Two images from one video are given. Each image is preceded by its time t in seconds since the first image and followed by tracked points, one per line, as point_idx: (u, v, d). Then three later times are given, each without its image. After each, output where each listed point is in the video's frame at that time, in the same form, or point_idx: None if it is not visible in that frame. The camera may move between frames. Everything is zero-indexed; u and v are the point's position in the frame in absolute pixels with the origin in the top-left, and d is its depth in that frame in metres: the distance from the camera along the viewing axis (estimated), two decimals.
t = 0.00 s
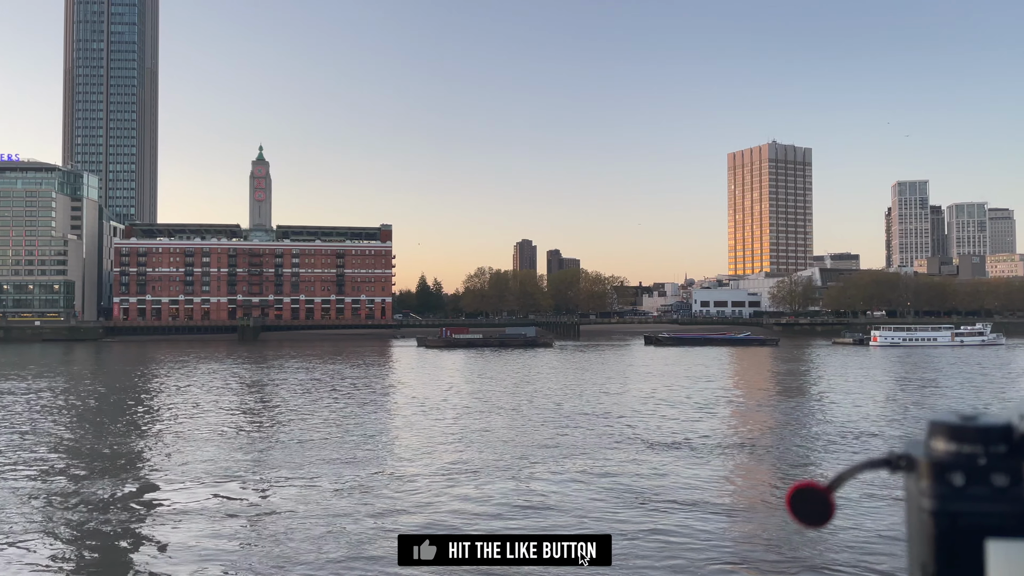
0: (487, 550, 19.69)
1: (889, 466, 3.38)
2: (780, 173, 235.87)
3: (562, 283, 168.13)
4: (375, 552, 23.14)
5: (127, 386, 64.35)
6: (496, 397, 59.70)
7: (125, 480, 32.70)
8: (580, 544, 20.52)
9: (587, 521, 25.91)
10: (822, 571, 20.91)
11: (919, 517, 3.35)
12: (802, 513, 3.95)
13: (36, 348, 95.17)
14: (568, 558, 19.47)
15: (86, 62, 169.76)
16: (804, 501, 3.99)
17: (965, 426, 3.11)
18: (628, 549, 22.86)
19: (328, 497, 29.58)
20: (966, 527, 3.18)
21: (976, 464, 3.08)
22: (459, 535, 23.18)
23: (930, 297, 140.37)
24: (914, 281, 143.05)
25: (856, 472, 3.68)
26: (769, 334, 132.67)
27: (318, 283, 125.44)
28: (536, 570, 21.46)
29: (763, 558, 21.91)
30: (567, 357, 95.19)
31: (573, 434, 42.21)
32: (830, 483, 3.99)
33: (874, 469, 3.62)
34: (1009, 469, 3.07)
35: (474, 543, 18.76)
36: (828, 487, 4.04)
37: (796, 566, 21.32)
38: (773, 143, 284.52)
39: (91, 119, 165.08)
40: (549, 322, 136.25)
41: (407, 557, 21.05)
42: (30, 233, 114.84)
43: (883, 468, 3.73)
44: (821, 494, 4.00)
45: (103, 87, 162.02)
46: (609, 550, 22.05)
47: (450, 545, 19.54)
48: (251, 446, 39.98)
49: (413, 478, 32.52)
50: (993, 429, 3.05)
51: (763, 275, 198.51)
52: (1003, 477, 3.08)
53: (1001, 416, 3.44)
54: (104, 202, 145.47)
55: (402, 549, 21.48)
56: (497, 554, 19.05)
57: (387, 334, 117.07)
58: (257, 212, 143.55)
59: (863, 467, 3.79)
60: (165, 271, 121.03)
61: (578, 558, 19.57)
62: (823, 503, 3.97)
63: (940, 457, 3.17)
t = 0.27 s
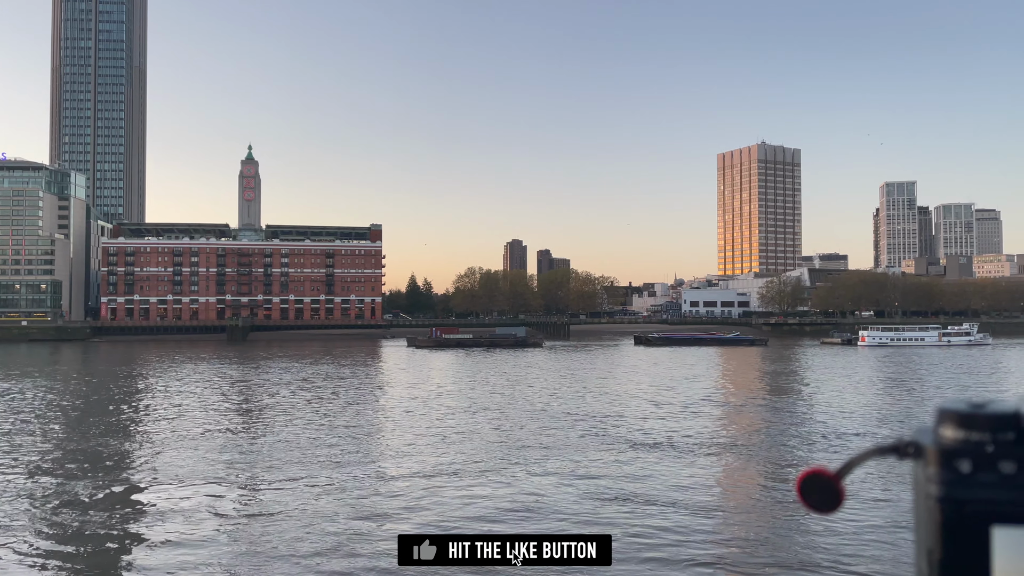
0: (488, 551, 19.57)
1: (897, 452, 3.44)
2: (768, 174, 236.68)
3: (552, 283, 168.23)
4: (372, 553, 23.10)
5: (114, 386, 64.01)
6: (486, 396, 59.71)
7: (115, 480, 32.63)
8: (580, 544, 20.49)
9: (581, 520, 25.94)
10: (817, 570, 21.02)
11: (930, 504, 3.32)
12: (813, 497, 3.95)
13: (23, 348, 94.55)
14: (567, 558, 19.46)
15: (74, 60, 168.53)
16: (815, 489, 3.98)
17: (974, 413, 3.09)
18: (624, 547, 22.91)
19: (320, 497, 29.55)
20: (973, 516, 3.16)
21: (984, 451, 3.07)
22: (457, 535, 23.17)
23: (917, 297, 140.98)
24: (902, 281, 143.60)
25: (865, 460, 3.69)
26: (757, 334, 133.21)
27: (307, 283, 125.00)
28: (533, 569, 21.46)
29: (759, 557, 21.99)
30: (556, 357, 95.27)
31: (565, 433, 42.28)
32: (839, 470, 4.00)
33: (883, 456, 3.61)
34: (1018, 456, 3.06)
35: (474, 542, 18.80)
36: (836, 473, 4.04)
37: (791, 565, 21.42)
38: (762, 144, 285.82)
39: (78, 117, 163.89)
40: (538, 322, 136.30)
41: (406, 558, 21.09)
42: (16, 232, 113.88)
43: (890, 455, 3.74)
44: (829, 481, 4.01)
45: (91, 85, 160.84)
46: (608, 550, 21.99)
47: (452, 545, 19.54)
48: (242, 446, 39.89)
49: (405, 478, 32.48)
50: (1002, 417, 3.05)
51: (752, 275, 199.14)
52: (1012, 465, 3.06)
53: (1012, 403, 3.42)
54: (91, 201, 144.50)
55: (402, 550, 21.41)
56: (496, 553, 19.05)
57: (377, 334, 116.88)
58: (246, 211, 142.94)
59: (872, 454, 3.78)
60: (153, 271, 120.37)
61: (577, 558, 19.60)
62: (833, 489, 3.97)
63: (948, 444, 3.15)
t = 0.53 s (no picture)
0: (487, 549, 19.74)
1: (881, 466, 3.44)
2: (757, 174, 237.53)
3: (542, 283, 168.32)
4: (367, 553, 23.03)
5: (102, 387, 63.55)
6: (477, 396, 59.74)
7: (104, 480, 32.50)
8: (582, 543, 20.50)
9: (575, 520, 25.94)
10: (811, 571, 21.07)
11: (911, 518, 3.34)
12: (794, 511, 3.95)
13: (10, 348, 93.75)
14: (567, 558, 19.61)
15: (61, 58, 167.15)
16: (799, 503, 3.99)
17: (955, 426, 3.11)
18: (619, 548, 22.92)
19: (310, 497, 29.49)
20: (956, 529, 3.18)
21: (965, 465, 3.09)
22: (455, 535, 23.14)
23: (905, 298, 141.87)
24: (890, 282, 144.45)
25: (847, 473, 3.69)
26: (747, 334, 133.75)
27: (297, 283, 124.61)
28: (530, 570, 21.44)
29: (752, 558, 22.03)
30: (547, 357, 95.34)
31: (555, 434, 42.28)
32: (821, 482, 4.01)
33: (867, 468, 3.64)
34: (999, 472, 3.08)
35: (473, 542, 18.97)
36: (820, 485, 4.06)
37: (784, 566, 21.47)
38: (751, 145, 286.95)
39: (66, 116, 162.56)
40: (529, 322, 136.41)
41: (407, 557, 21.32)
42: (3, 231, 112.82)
43: (871, 467, 3.77)
44: (812, 495, 4.01)
45: (79, 84, 159.60)
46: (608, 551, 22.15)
47: (452, 544, 19.75)
48: (230, 446, 39.80)
49: (396, 478, 32.40)
50: (987, 431, 3.07)
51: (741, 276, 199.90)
52: (994, 480, 3.09)
53: (992, 416, 3.46)
54: (79, 200, 143.42)
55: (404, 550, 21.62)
56: (496, 554, 19.13)
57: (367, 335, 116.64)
58: (235, 211, 142.31)
59: (855, 466, 3.81)
60: (142, 271, 119.63)
61: (576, 559, 19.74)
62: (815, 501, 4.00)
63: (929, 458, 3.18)
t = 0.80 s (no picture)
0: (486, 549, 19.78)
1: (852, 466, 3.48)
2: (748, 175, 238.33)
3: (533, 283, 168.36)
4: (358, 554, 22.95)
5: (90, 387, 63.12)
6: (468, 396, 59.70)
7: (91, 479, 32.46)
8: (581, 544, 20.57)
9: (566, 521, 25.90)
10: (801, 570, 21.06)
11: (883, 519, 3.38)
12: (768, 511, 4.03)
13: None
14: (566, 558, 19.64)
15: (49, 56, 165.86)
16: (769, 504, 4.13)
17: (925, 427, 3.14)
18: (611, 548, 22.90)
19: (299, 497, 29.46)
20: (927, 530, 3.21)
21: (936, 466, 3.11)
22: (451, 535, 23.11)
23: (894, 298, 142.64)
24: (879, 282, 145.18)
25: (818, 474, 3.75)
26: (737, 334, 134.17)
27: (287, 283, 124.23)
28: (523, 570, 21.39)
29: (742, 558, 22.03)
30: (537, 358, 95.33)
31: (546, 434, 42.19)
32: (793, 483, 4.12)
33: (837, 469, 3.72)
34: (969, 472, 3.09)
35: (473, 542, 18.97)
36: (793, 487, 4.20)
37: (775, 565, 21.48)
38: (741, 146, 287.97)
39: (53, 114, 161.31)
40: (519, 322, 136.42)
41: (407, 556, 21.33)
42: None
43: (845, 467, 3.85)
44: (786, 496, 4.10)
45: (67, 82, 158.43)
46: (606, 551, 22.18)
47: (451, 544, 19.77)
48: (220, 445, 39.78)
49: (387, 478, 32.32)
50: (956, 433, 3.10)
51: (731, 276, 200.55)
52: (962, 479, 3.10)
53: (962, 415, 3.51)
54: (67, 200, 142.37)
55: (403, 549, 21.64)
56: (495, 554, 19.14)
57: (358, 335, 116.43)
58: (225, 210, 141.70)
59: (827, 466, 3.91)
60: (130, 271, 118.94)
61: (575, 558, 19.81)
62: (790, 502, 4.09)
63: (898, 459, 3.22)
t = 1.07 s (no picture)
0: (487, 548, 19.77)
1: (847, 462, 3.59)
2: (738, 175, 239.00)
3: (524, 283, 168.44)
4: (353, 554, 22.93)
5: (79, 388, 62.79)
6: (460, 396, 59.70)
7: (81, 479, 32.46)
8: (581, 544, 20.66)
9: (559, 520, 25.94)
10: (794, 569, 21.13)
11: (877, 513, 3.46)
12: (761, 505, 4.50)
13: None
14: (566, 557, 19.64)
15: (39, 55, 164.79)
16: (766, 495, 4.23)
17: (919, 420, 3.21)
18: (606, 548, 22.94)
19: (290, 497, 29.48)
20: (923, 524, 3.27)
21: (930, 461, 3.15)
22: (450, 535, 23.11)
23: (884, 298, 143.24)
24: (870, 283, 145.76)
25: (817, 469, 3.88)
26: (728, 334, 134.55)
27: (278, 283, 123.87)
28: (518, 570, 21.40)
29: (736, 557, 22.09)
30: (529, 358, 95.36)
31: (538, 434, 42.19)
32: (784, 480, 4.57)
33: (833, 462, 3.80)
34: (960, 465, 3.15)
35: (473, 542, 18.94)
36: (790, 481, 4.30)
37: (768, 565, 21.53)
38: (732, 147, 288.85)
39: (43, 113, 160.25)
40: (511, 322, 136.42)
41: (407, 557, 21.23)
42: None
43: (840, 461, 3.93)
44: (778, 488, 4.56)
45: (56, 81, 157.41)
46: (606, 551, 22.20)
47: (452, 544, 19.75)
48: (210, 445, 39.79)
49: (379, 478, 32.32)
50: (952, 428, 3.14)
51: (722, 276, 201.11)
52: (955, 473, 3.16)
53: (955, 410, 3.58)
54: (56, 199, 141.48)
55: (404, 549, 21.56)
56: (496, 554, 19.10)
57: (349, 336, 116.25)
58: (216, 210, 141.13)
59: (823, 462, 3.99)
60: (120, 271, 118.36)
61: (576, 557, 19.87)
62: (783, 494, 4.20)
63: (893, 452, 3.27)
